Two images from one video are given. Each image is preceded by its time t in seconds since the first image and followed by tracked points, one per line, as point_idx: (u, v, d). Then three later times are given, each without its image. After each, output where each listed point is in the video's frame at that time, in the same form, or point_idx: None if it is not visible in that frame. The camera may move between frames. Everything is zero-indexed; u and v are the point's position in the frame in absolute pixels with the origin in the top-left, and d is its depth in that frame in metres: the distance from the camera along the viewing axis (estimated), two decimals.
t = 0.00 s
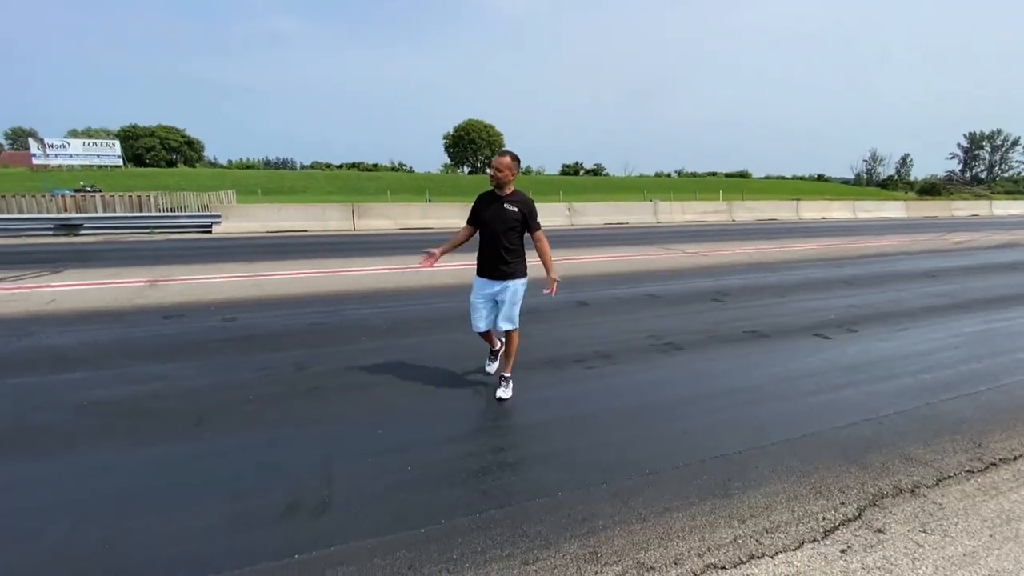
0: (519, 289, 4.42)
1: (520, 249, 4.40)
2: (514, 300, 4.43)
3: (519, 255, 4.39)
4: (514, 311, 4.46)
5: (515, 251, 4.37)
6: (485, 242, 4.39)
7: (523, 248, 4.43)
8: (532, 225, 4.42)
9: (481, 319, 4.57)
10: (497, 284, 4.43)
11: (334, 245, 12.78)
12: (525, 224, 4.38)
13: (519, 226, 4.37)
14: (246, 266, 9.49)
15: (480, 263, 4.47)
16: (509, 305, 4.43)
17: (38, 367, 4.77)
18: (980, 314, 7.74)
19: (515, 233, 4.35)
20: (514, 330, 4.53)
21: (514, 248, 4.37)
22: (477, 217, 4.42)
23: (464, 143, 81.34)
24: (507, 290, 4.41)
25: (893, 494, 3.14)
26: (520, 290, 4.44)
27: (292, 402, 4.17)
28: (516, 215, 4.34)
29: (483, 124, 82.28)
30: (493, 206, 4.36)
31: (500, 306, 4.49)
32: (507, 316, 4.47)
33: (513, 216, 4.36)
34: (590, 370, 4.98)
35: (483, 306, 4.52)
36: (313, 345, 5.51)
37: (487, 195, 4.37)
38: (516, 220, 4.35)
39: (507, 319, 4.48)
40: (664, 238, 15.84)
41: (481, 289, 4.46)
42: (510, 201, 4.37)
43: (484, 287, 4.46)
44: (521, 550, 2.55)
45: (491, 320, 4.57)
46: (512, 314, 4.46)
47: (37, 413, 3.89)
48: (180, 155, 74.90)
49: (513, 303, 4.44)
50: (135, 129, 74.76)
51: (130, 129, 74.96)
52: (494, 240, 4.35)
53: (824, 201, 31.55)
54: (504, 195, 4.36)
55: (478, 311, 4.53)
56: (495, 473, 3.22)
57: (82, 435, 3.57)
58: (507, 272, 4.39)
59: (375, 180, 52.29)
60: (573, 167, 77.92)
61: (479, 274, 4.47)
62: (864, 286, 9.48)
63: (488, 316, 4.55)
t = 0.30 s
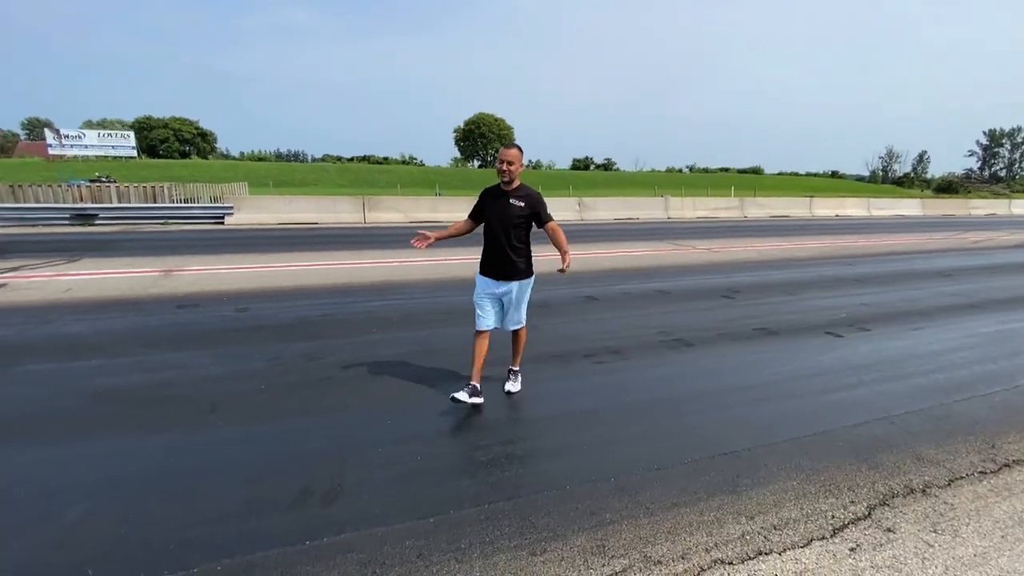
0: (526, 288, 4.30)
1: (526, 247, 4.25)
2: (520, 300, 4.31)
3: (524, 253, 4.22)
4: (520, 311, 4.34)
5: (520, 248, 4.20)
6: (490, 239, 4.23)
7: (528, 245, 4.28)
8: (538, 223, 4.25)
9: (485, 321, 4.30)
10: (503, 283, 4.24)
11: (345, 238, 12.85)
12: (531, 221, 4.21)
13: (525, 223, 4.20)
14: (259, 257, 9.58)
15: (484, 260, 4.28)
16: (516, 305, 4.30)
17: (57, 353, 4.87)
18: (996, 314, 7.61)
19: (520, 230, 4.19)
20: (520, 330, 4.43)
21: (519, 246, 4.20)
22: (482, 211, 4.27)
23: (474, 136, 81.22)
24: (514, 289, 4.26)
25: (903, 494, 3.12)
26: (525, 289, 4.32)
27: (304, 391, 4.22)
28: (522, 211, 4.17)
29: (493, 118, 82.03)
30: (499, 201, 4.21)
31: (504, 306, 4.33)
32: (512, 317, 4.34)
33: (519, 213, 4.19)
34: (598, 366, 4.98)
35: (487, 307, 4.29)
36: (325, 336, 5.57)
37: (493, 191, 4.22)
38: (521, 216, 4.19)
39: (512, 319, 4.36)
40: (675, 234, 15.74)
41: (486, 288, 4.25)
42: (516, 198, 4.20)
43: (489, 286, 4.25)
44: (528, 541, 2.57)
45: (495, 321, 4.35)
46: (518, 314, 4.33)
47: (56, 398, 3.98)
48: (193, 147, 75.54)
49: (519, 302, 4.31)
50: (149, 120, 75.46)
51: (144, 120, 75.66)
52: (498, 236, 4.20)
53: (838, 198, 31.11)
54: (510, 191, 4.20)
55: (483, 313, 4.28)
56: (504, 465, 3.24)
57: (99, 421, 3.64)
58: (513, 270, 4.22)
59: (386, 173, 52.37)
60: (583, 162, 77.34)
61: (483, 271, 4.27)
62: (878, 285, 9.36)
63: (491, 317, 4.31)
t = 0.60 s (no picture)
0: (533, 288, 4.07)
1: (531, 246, 3.98)
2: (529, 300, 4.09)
3: (530, 252, 3.95)
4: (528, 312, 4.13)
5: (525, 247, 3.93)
6: (492, 239, 3.93)
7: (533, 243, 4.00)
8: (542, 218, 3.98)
9: (494, 328, 3.99)
10: (510, 285, 3.98)
11: (358, 231, 12.92)
12: (535, 217, 3.95)
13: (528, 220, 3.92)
14: (274, 249, 9.66)
15: (486, 263, 3.97)
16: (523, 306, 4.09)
17: (79, 342, 4.97)
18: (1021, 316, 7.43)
19: (525, 227, 3.92)
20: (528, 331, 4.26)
21: (524, 244, 3.94)
22: (482, 210, 3.96)
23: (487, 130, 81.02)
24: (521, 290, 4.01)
25: (924, 497, 3.06)
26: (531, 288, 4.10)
27: (319, 383, 4.26)
28: (525, 207, 3.90)
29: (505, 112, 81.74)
30: (499, 197, 3.90)
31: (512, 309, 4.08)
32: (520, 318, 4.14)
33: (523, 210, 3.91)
34: (612, 362, 4.96)
35: (495, 312, 4.00)
36: (340, 328, 5.61)
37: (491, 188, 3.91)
38: (524, 213, 3.91)
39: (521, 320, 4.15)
40: (689, 230, 15.58)
41: (492, 292, 3.96)
42: (518, 193, 3.91)
43: (495, 290, 3.97)
44: (543, 537, 2.57)
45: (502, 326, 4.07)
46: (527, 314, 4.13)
47: (79, 386, 4.06)
48: (209, 139, 76.35)
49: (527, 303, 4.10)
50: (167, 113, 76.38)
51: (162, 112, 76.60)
52: (501, 236, 3.91)
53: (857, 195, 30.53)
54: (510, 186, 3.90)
55: (491, 319, 3.98)
56: (518, 460, 3.24)
57: (120, 409, 3.71)
58: (519, 271, 3.95)
59: (399, 166, 52.50)
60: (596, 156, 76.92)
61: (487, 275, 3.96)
62: (898, 284, 9.17)
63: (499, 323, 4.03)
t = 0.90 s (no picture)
0: (540, 286, 3.84)
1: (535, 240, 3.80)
2: (536, 300, 3.84)
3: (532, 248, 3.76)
4: (537, 313, 3.85)
5: (528, 243, 3.73)
6: (493, 235, 3.71)
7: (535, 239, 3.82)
8: (543, 212, 3.84)
9: (497, 328, 3.84)
10: (515, 283, 3.74)
11: (372, 225, 12.99)
12: (537, 210, 3.79)
13: (531, 214, 3.75)
14: (290, 243, 9.76)
15: (487, 260, 3.74)
16: (531, 306, 3.83)
17: (101, 332, 5.07)
18: None
19: (528, 221, 3.74)
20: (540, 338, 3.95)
21: (528, 239, 3.74)
22: (481, 204, 3.71)
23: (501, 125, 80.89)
24: (527, 288, 3.79)
25: (946, 503, 2.99)
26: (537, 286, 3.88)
27: (334, 376, 4.30)
28: (528, 200, 3.72)
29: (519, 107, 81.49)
30: (501, 190, 3.68)
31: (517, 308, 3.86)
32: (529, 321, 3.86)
33: (526, 203, 3.72)
34: (626, 360, 4.92)
35: (498, 312, 3.81)
36: (354, 322, 5.65)
37: (490, 181, 3.70)
38: (527, 207, 3.73)
39: (530, 323, 3.87)
40: (704, 227, 15.40)
41: (495, 291, 3.76)
42: (519, 186, 3.72)
43: (498, 288, 3.75)
44: (556, 533, 2.57)
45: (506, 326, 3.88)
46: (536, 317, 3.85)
47: (101, 375, 4.14)
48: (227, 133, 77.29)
49: (535, 304, 3.84)
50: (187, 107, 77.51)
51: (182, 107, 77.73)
52: (504, 231, 3.69)
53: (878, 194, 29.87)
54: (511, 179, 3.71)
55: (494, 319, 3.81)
56: (531, 456, 3.24)
57: (140, 398, 3.79)
58: (522, 268, 3.74)
59: (413, 162, 52.68)
60: (610, 152, 76.32)
61: (490, 272, 3.74)
62: (919, 285, 8.97)
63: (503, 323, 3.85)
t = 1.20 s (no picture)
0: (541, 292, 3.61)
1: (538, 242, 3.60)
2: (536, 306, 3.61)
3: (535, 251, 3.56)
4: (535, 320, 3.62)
5: (530, 246, 3.54)
6: (494, 236, 3.58)
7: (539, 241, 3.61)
8: (548, 213, 3.62)
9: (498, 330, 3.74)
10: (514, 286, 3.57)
11: (387, 222, 13.09)
12: (541, 211, 3.59)
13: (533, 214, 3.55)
14: (306, 239, 9.88)
15: (489, 263, 3.62)
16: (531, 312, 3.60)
17: (124, 323, 5.20)
18: None
19: (530, 222, 3.55)
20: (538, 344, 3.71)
21: (529, 240, 3.55)
22: (482, 203, 3.59)
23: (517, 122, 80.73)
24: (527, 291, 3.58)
25: (968, 509, 2.92)
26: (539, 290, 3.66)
27: (350, 369, 4.35)
28: (531, 200, 3.53)
29: (535, 103, 81.24)
30: (501, 189, 3.53)
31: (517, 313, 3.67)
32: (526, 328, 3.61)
33: (528, 204, 3.53)
34: (640, 358, 4.89)
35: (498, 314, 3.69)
36: (370, 317, 5.70)
37: (493, 180, 3.56)
38: (530, 207, 3.54)
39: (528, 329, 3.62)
40: (721, 225, 15.21)
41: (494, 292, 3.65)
42: (523, 185, 3.53)
43: (497, 290, 3.63)
44: (567, 530, 2.57)
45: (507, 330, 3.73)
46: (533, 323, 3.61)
47: (125, 365, 4.25)
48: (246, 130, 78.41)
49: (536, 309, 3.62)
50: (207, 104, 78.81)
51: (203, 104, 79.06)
52: (504, 232, 3.53)
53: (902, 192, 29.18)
54: (514, 178, 3.54)
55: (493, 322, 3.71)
56: (543, 453, 3.24)
57: (162, 389, 3.88)
58: (524, 271, 3.55)
59: (428, 158, 52.91)
60: (625, 149, 75.70)
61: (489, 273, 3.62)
62: (943, 286, 8.75)
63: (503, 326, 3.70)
